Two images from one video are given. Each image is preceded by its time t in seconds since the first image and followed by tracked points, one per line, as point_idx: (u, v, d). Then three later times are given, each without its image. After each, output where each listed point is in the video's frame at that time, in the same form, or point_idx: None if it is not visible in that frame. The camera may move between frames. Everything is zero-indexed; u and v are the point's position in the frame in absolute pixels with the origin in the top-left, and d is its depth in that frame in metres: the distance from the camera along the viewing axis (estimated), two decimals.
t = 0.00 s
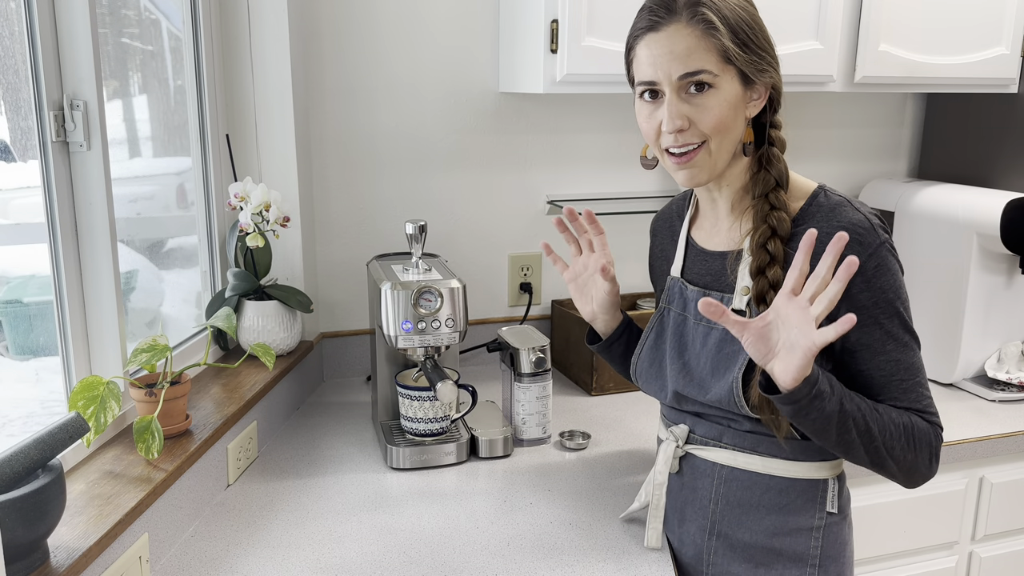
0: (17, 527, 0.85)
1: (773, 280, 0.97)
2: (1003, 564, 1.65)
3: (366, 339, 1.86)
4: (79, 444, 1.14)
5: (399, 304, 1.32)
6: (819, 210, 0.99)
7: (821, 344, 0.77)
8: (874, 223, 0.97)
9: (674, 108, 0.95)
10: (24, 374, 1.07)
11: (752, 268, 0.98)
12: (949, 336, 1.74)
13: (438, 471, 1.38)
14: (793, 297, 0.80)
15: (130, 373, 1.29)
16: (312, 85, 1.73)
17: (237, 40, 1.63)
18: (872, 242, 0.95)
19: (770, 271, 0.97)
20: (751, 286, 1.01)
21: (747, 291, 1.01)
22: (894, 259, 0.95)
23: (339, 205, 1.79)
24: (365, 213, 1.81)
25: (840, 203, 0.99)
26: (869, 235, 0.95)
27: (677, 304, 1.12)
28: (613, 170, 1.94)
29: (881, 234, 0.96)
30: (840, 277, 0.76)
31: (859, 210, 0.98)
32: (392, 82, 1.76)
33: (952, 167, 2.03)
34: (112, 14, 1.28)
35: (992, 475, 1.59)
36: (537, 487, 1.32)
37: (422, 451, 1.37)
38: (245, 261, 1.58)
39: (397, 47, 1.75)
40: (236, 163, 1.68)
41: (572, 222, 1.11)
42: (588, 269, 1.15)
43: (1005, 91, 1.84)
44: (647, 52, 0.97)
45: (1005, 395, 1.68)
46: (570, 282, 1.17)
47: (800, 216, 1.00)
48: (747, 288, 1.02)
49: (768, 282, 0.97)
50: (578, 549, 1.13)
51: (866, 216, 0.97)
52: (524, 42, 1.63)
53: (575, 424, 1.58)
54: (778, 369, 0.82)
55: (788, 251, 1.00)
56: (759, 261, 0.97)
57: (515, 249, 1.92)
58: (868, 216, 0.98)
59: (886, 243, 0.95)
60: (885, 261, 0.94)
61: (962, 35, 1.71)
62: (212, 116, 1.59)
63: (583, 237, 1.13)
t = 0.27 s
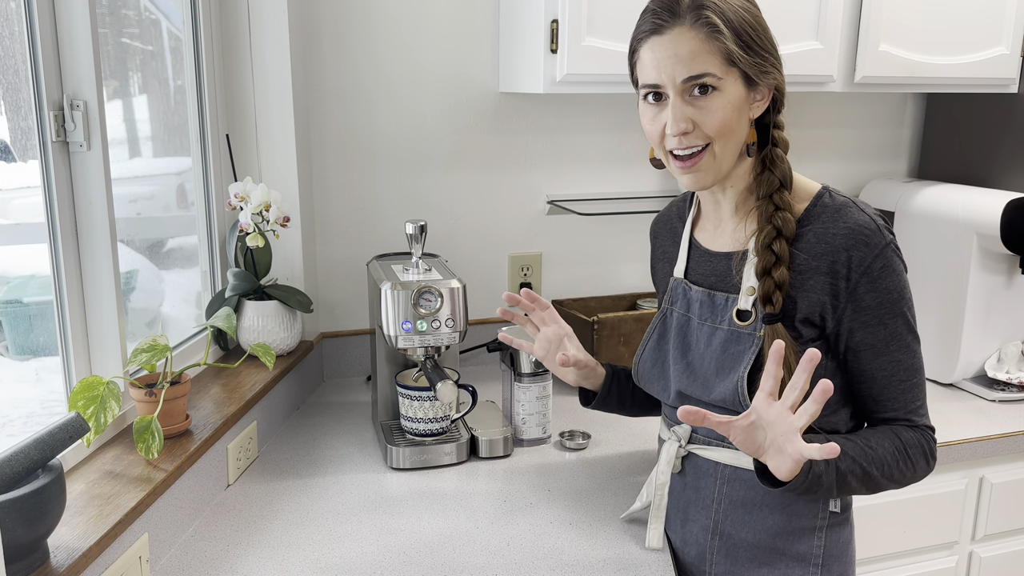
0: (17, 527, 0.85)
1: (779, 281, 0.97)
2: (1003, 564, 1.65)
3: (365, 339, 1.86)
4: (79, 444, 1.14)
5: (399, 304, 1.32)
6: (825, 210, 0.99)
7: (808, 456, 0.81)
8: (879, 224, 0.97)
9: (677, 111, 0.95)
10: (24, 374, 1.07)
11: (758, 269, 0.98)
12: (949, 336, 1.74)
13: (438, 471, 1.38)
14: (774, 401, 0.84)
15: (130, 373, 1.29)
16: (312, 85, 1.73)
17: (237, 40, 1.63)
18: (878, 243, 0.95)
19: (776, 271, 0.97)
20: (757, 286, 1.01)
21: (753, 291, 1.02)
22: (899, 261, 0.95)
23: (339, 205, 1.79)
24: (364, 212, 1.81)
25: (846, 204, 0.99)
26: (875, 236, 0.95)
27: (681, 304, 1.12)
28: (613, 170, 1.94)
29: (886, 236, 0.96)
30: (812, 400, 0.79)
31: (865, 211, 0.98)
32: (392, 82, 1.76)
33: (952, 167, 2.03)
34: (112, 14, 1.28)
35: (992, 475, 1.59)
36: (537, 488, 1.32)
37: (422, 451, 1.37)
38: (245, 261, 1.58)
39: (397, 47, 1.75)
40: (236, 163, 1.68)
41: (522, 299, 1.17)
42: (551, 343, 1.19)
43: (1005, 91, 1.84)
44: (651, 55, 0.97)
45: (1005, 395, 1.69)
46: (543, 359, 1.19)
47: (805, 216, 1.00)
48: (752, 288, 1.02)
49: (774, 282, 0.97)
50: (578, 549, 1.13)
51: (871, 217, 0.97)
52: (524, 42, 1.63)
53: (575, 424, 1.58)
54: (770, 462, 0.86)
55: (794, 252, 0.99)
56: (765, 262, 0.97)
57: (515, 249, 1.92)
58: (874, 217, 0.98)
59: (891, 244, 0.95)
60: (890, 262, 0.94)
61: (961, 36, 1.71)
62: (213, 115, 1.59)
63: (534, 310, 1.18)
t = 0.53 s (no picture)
0: (17, 527, 0.85)
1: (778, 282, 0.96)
2: (1003, 564, 1.65)
3: (366, 339, 1.86)
4: (79, 444, 1.14)
5: (399, 304, 1.32)
6: (824, 211, 1.00)
7: (823, 343, 0.78)
8: (879, 225, 0.97)
9: (678, 106, 0.95)
10: (24, 374, 1.07)
11: (757, 269, 0.98)
12: (949, 336, 1.74)
13: (438, 471, 1.38)
14: (797, 297, 0.81)
15: (130, 373, 1.29)
16: (312, 85, 1.73)
17: (237, 40, 1.63)
18: (878, 244, 0.95)
19: (775, 272, 0.97)
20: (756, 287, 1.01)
21: (752, 292, 1.01)
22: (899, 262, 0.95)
23: (339, 205, 1.79)
24: (364, 213, 1.81)
25: (847, 205, 0.99)
26: (874, 237, 0.95)
27: (680, 304, 1.12)
28: (613, 170, 1.94)
29: (886, 237, 0.96)
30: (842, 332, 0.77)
31: (865, 213, 0.98)
32: (392, 82, 1.76)
33: (952, 167, 2.03)
34: (112, 14, 1.28)
35: (992, 475, 1.59)
36: (537, 488, 1.32)
37: (422, 451, 1.37)
38: (245, 261, 1.58)
39: (397, 47, 1.75)
40: (236, 163, 1.68)
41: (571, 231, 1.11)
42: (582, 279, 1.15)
43: (1005, 91, 1.84)
44: (653, 51, 0.97)
45: (1005, 395, 1.69)
46: (564, 293, 1.17)
47: (805, 217, 1.00)
48: (751, 290, 1.02)
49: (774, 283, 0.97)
50: (578, 549, 1.13)
51: (871, 218, 0.98)
52: (524, 42, 1.63)
53: (575, 424, 1.58)
54: (778, 371, 0.83)
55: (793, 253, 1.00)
56: (764, 263, 0.97)
57: (516, 249, 1.92)
58: (873, 219, 0.98)
59: (891, 246, 0.95)
60: (890, 263, 0.94)
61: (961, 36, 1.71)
62: (213, 114, 1.59)
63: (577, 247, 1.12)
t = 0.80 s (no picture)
0: (17, 527, 0.85)
1: (777, 284, 0.97)
2: (1003, 564, 1.65)
3: (365, 339, 1.86)
4: (79, 444, 1.14)
5: (399, 304, 1.32)
6: (824, 213, 0.99)
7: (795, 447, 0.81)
8: (879, 230, 0.96)
9: (677, 112, 0.95)
10: (24, 374, 1.07)
11: (756, 270, 0.98)
12: (949, 336, 1.74)
13: (438, 471, 1.38)
14: (763, 411, 0.83)
15: (130, 373, 1.29)
16: (312, 85, 1.73)
17: (237, 40, 1.63)
18: (877, 248, 0.95)
19: (774, 274, 0.97)
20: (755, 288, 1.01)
21: (752, 293, 1.02)
22: (897, 267, 0.94)
23: (339, 205, 1.79)
24: (364, 212, 1.81)
25: (847, 207, 0.99)
26: (874, 241, 0.95)
27: (680, 304, 1.12)
28: (613, 170, 1.94)
29: (886, 242, 0.95)
30: (807, 411, 0.79)
31: (865, 216, 0.98)
32: (392, 82, 1.76)
33: (952, 167, 2.03)
34: (112, 14, 1.28)
35: (992, 475, 1.59)
36: (537, 487, 1.32)
37: (422, 451, 1.37)
38: (245, 261, 1.58)
39: (397, 46, 1.75)
40: (236, 163, 1.68)
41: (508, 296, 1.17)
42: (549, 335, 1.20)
43: (1005, 91, 1.84)
44: (652, 54, 0.97)
45: (1005, 395, 1.68)
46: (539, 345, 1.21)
47: (805, 219, 1.00)
48: (750, 291, 1.02)
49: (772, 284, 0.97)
50: (578, 549, 1.13)
51: (872, 222, 0.97)
52: (524, 42, 1.63)
53: (575, 424, 1.58)
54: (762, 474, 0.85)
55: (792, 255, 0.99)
56: (763, 265, 0.98)
57: (515, 249, 1.92)
58: (874, 222, 0.98)
59: (891, 250, 0.95)
60: (889, 268, 0.94)
61: (961, 36, 1.71)
62: (213, 114, 1.59)
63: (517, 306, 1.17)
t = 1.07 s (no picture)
0: (17, 526, 0.85)
1: (781, 287, 0.97)
2: (1003, 564, 1.65)
3: (365, 339, 1.86)
4: (79, 444, 1.14)
5: (399, 303, 1.32)
6: (831, 217, 0.99)
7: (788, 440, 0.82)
8: (885, 235, 0.96)
9: (681, 112, 0.95)
10: (24, 374, 1.07)
11: (761, 272, 0.98)
12: (949, 336, 1.74)
13: (438, 471, 1.38)
14: (759, 407, 0.83)
15: (130, 373, 1.29)
16: (312, 85, 1.73)
17: (237, 40, 1.63)
18: (882, 253, 0.94)
19: (778, 277, 0.97)
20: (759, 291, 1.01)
21: (755, 296, 1.02)
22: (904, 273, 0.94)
23: (339, 205, 1.79)
24: (364, 212, 1.81)
25: (854, 212, 0.98)
26: (880, 246, 0.94)
27: (685, 304, 1.12)
28: (613, 170, 1.94)
29: (892, 247, 0.95)
30: (801, 408, 0.79)
31: (872, 221, 0.97)
32: (392, 82, 1.76)
33: (952, 167, 2.03)
34: (112, 14, 1.28)
35: (992, 475, 1.59)
36: (537, 487, 1.32)
37: (422, 451, 1.37)
38: (245, 261, 1.58)
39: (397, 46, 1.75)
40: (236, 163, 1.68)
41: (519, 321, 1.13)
42: (561, 322, 1.21)
43: (1005, 91, 1.84)
44: (659, 54, 0.97)
45: (1005, 395, 1.69)
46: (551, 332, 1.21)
47: (811, 222, 1.00)
48: (754, 293, 1.02)
49: (775, 287, 0.97)
50: (578, 549, 1.13)
51: (879, 227, 0.97)
52: (524, 42, 1.63)
53: (574, 424, 1.58)
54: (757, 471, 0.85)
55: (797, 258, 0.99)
56: (767, 267, 0.98)
57: (516, 249, 1.92)
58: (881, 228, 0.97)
59: (896, 256, 0.94)
60: (894, 273, 0.93)
61: (962, 36, 1.71)
62: (213, 114, 1.59)
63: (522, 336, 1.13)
